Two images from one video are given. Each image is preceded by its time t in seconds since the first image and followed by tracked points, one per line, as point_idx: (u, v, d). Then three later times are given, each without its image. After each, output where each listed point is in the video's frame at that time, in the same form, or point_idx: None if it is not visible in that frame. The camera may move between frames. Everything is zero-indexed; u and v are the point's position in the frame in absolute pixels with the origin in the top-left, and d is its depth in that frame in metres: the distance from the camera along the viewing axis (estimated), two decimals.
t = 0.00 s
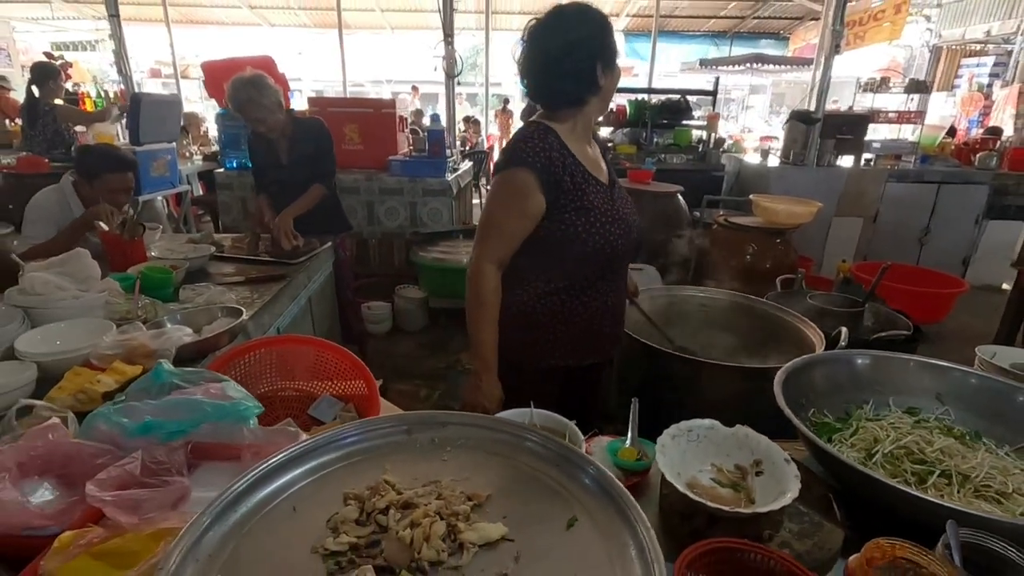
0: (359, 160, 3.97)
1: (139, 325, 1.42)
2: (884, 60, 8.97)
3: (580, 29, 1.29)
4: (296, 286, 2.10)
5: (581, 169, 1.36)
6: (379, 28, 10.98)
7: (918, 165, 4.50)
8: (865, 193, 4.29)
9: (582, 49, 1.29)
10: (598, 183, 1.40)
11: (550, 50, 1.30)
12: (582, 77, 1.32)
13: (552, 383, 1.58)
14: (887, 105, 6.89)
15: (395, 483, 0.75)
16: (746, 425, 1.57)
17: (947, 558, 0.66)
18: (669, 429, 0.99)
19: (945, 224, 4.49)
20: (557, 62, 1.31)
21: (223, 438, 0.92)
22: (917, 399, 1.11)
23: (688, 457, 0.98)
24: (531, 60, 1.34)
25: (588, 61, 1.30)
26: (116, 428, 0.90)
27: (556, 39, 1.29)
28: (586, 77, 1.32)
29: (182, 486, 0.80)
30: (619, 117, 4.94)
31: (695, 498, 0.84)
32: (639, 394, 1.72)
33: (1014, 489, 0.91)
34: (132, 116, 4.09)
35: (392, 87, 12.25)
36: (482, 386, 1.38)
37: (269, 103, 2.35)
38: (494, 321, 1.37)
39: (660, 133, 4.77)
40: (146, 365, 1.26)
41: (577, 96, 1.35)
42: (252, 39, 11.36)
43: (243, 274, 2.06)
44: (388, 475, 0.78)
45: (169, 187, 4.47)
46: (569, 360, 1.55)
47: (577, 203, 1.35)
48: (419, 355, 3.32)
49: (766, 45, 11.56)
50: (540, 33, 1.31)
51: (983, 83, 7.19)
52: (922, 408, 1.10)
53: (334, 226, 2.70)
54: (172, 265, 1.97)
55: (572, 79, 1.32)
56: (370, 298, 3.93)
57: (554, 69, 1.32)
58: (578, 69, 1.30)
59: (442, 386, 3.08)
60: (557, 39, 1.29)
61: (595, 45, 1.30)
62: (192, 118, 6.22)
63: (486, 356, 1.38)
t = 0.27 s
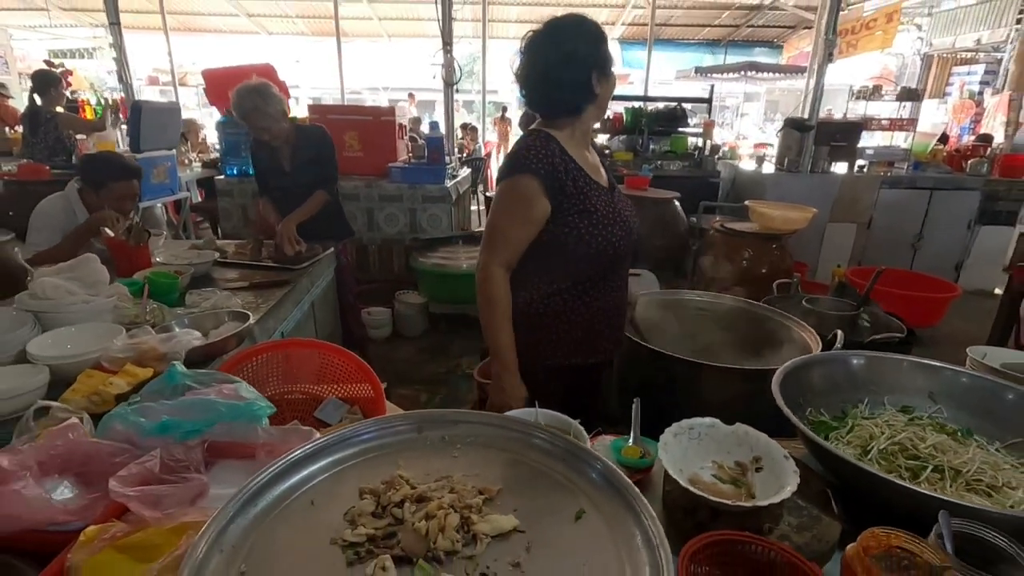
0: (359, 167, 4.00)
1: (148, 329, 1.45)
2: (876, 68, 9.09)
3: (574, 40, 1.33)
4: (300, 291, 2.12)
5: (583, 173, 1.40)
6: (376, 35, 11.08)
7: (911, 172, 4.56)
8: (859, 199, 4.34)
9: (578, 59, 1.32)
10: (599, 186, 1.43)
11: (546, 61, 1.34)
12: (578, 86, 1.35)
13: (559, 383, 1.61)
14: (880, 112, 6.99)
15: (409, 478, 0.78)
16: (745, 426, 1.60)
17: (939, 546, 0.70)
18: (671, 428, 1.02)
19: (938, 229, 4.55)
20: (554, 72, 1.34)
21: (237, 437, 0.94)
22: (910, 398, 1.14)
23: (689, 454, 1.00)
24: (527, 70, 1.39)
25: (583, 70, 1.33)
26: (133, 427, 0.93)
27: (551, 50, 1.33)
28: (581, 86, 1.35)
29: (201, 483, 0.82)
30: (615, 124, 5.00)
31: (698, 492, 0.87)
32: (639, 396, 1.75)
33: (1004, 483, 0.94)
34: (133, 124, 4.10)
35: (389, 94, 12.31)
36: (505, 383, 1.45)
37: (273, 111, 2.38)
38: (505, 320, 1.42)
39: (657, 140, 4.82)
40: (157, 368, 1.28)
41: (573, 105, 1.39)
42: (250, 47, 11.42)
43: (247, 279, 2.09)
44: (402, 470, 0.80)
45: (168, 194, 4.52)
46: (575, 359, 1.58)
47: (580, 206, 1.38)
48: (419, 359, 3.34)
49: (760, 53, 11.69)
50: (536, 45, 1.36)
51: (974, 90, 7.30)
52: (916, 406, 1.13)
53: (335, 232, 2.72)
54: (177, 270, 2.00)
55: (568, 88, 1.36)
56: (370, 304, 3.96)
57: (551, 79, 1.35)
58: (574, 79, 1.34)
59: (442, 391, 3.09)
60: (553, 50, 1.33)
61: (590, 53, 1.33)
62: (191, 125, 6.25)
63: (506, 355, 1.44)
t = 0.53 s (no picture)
0: (359, 175, 4.04)
1: (156, 336, 1.47)
2: (868, 78, 9.23)
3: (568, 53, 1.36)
4: (303, 298, 2.15)
5: (573, 182, 1.42)
6: (373, 45, 11.20)
7: (903, 180, 4.64)
8: (852, 207, 4.41)
9: (563, 74, 1.35)
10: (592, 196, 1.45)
11: (537, 71, 1.39)
12: (560, 101, 1.36)
13: (548, 384, 1.65)
14: (872, 122, 7.10)
15: (421, 475, 0.81)
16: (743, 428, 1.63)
17: (930, 537, 0.73)
18: (672, 427, 1.05)
19: (930, 237, 4.61)
20: (543, 82, 1.39)
21: (250, 438, 0.97)
22: (904, 399, 1.18)
23: (690, 453, 1.04)
24: (524, 78, 1.45)
25: (566, 87, 1.34)
26: (147, 428, 0.95)
27: (543, 61, 1.37)
28: (563, 103, 1.36)
29: (217, 483, 0.85)
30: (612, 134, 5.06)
31: (699, 489, 0.90)
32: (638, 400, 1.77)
33: (993, 479, 0.97)
34: (132, 135, 4.14)
35: (386, 104, 12.40)
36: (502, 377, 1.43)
37: (277, 121, 2.41)
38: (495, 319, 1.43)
39: (653, 149, 4.88)
40: (167, 373, 1.31)
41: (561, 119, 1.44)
42: (248, 57, 11.50)
43: (251, 286, 2.11)
44: (413, 468, 0.83)
45: (168, 203, 4.57)
46: (564, 362, 1.61)
47: (567, 214, 1.41)
48: (419, 366, 3.37)
49: (753, 62, 11.84)
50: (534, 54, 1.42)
51: (964, 100, 7.76)
52: (908, 407, 1.17)
53: (337, 240, 2.75)
54: (182, 278, 2.02)
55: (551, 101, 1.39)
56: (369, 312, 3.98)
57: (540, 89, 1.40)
58: (556, 93, 1.36)
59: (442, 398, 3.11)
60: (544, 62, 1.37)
61: (575, 71, 1.33)
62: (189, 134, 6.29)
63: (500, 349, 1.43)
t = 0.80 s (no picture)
0: (359, 183, 4.07)
1: (163, 341, 1.49)
2: (863, 87, 9.35)
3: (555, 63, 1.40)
4: (305, 305, 2.17)
5: (543, 200, 1.45)
6: (372, 54, 11.28)
7: (897, 188, 4.68)
8: (848, 214, 4.45)
9: (545, 86, 1.39)
10: (563, 216, 1.46)
11: (525, 75, 1.43)
12: (539, 113, 1.42)
13: (534, 395, 1.69)
14: (867, 130, 7.16)
15: (425, 475, 0.83)
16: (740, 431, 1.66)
17: (917, 534, 0.76)
18: (669, 430, 1.08)
19: (925, 244, 4.65)
20: (528, 88, 1.43)
21: (258, 440, 1.00)
22: (895, 403, 1.21)
23: (687, 455, 1.06)
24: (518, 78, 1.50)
25: (545, 100, 1.39)
26: (157, 430, 0.98)
27: (532, 69, 1.41)
28: (542, 116, 1.41)
29: (227, 483, 0.87)
30: (610, 142, 5.10)
31: (696, 489, 0.92)
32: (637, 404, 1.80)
33: (981, 479, 1.00)
34: (134, 143, 4.18)
35: (385, 112, 12.47)
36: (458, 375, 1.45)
37: (281, 130, 2.45)
38: (462, 327, 1.48)
39: (650, 157, 4.93)
40: (174, 378, 1.33)
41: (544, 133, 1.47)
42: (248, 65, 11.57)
43: (254, 293, 2.14)
44: (416, 469, 0.85)
45: (169, 211, 4.60)
46: (546, 374, 1.63)
47: (533, 231, 1.45)
48: (418, 373, 3.38)
49: (749, 71, 11.95)
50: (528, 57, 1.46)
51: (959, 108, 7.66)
52: (900, 410, 1.20)
53: (338, 247, 2.78)
54: (186, 285, 2.05)
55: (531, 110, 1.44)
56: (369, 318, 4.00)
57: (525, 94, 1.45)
58: (536, 103, 1.41)
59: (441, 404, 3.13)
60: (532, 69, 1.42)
61: (556, 86, 1.37)
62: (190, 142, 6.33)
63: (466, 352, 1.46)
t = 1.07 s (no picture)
0: (360, 190, 4.11)
1: (169, 345, 1.52)
2: (858, 94, 9.45)
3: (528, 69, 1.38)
4: (307, 310, 2.20)
5: (513, 217, 1.47)
6: (371, 62, 11.38)
7: (893, 194, 4.73)
8: (844, 220, 4.50)
9: (519, 97, 1.38)
10: (535, 233, 1.47)
11: (498, 87, 1.42)
12: (511, 124, 1.41)
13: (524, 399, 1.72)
14: (862, 136, 7.24)
15: (430, 472, 0.86)
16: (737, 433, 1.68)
17: (906, 527, 0.79)
18: (667, 430, 1.10)
19: (920, 249, 4.70)
20: (503, 96, 1.42)
21: (267, 440, 1.02)
22: (885, 403, 1.24)
23: (684, 455, 1.09)
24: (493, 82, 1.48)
25: (519, 112, 1.38)
26: (168, 429, 1.00)
27: (506, 76, 1.39)
28: (515, 128, 1.41)
29: (238, 481, 0.90)
30: (608, 148, 5.15)
31: (693, 486, 0.95)
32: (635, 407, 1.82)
33: (970, 476, 1.03)
34: (137, 151, 4.21)
35: (384, 119, 12.55)
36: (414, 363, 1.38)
37: (284, 138, 2.49)
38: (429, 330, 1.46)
39: (648, 164, 4.98)
40: (181, 381, 1.36)
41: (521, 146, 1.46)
42: (248, 72, 11.66)
43: (257, 299, 2.16)
44: (422, 467, 0.88)
45: (170, 218, 4.63)
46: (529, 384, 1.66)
47: (504, 249, 1.49)
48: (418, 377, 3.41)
49: (746, 78, 12.06)
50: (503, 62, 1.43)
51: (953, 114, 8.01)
52: (892, 411, 1.23)
53: (340, 253, 2.81)
54: (190, 290, 2.07)
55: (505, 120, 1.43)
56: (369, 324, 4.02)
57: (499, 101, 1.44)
58: (510, 114, 1.40)
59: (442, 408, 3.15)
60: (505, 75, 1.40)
61: (529, 98, 1.36)
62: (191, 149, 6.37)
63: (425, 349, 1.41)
